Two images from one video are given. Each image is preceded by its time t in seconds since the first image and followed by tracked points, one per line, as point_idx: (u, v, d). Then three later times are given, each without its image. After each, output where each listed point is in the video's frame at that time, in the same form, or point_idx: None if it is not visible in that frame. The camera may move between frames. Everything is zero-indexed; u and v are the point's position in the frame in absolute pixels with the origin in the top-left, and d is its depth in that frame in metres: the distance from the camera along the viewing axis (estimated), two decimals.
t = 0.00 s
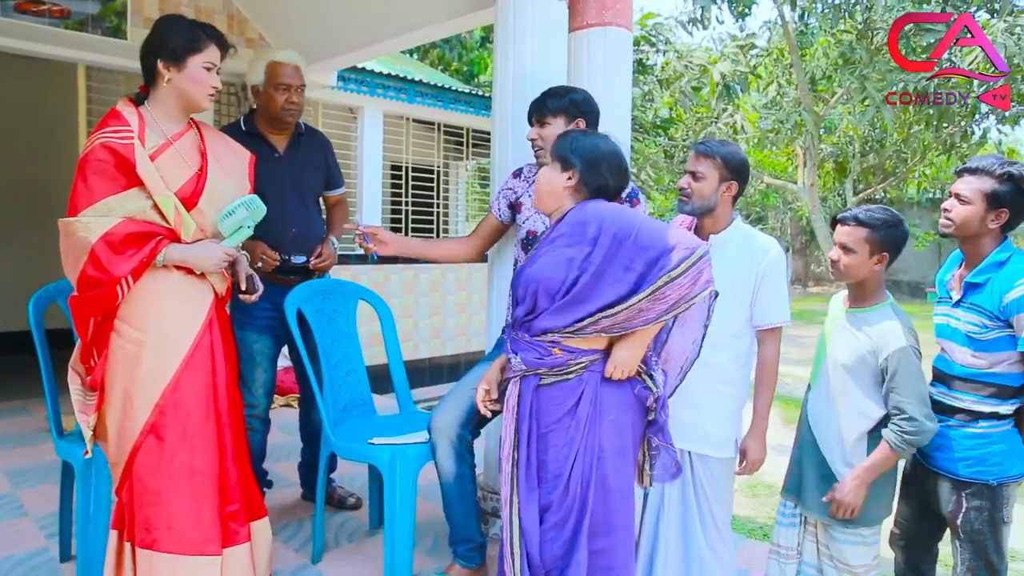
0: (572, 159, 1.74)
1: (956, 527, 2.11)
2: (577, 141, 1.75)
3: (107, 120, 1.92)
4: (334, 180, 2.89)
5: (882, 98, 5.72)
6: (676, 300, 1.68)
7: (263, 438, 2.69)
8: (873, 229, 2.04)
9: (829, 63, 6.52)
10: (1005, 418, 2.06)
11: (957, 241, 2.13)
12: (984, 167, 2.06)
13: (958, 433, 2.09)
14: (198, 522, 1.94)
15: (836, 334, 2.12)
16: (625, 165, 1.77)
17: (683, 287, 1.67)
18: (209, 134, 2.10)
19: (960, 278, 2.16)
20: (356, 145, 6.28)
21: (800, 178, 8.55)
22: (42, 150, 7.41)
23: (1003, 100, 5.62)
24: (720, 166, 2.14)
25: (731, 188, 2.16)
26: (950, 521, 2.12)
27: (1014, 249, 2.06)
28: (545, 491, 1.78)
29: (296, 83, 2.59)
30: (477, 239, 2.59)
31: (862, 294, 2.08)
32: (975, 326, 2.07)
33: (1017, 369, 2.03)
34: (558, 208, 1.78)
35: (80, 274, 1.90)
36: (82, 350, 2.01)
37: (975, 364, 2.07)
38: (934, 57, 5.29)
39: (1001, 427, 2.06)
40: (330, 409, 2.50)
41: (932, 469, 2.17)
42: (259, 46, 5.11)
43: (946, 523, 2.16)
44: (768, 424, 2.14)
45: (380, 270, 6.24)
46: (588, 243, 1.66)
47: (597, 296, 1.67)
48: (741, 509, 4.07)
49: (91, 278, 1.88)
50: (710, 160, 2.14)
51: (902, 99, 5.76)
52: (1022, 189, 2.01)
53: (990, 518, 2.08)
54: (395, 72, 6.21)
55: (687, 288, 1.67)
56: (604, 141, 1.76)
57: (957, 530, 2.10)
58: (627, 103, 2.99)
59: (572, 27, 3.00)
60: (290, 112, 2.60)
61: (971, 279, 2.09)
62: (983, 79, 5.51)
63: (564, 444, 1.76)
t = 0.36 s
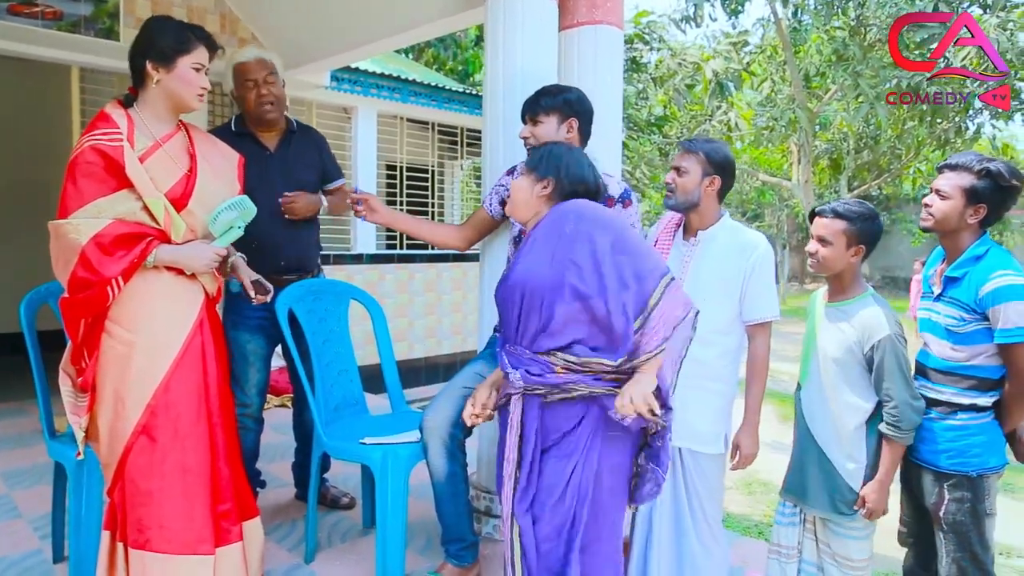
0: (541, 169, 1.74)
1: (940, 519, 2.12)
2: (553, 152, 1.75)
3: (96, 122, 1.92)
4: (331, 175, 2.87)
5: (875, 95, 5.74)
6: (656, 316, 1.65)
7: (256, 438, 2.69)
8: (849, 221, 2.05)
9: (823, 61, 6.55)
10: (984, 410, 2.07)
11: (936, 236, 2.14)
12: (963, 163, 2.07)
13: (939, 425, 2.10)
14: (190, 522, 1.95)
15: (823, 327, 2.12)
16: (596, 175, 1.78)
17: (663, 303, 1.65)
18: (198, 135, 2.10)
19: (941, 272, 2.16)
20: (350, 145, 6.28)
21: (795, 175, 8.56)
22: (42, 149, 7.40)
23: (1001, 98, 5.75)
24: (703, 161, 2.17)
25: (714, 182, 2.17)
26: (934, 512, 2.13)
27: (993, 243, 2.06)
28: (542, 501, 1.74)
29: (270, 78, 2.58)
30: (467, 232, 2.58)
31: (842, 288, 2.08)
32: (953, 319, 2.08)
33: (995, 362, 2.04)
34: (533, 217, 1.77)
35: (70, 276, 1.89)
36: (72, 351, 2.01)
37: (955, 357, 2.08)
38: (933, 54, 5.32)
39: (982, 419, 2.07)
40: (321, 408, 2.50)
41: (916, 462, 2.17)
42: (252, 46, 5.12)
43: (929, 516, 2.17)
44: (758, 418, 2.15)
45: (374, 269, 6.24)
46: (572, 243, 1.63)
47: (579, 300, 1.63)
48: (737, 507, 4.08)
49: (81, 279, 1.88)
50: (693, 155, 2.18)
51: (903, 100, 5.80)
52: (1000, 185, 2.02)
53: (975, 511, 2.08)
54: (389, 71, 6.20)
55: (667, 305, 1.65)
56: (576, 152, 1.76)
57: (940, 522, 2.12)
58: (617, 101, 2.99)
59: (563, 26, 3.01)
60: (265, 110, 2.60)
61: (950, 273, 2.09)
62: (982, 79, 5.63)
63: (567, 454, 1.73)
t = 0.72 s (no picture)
0: (555, 155, 1.68)
1: (933, 518, 2.12)
2: (566, 134, 1.68)
3: (97, 121, 1.92)
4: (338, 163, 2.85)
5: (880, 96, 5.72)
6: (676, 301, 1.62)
7: (256, 437, 2.70)
8: (852, 223, 2.04)
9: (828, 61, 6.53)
10: (976, 410, 2.05)
11: (925, 237, 2.15)
12: (947, 165, 2.07)
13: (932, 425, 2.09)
14: (189, 519, 1.96)
15: (821, 326, 2.11)
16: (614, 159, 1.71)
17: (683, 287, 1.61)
18: (197, 134, 2.11)
19: (931, 273, 2.17)
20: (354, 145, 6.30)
21: (800, 175, 8.54)
22: (38, 149, 7.43)
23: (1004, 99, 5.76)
24: (694, 158, 2.16)
25: (704, 180, 2.16)
26: (927, 511, 2.13)
27: (980, 243, 2.05)
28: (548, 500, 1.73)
29: (272, 81, 2.58)
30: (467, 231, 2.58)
31: (839, 288, 2.08)
32: (942, 319, 2.08)
33: (983, 361, 2.04)
34: (546, 204, 1.71)
35: (72, 274, 1.91)
36: (72, 349, 2.02)
37: (946, 357, 2.09)
38: (933, 54, 5.31)
39: (973, 418, 2.05)
40: (320, 406, 2.51)
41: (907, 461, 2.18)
42: (255, 46, 5.13)
43: (925, 516, 2.17)
44: (751, 415, 2.14)
45: (377, 268, 6.25)
46: (582, 235, 1.59)
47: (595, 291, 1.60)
48: (738, 507, 4.06)
49: (82, 277, 1.89)
50: (686, 154, 2.17)
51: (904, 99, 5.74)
52: (983, 185, 2.01)
53: (972, 513, 2.08)
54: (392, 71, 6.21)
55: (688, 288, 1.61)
56: (590, 134, 1.69)
57: (934, 521, 2.11)
58: (619, 102, 2.98)
59: (564, 26, 3.00)
60: (271, 111, 2.61)
61: (939, 273, 2.10)
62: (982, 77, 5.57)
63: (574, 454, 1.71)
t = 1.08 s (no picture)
0: (548, 158, 1.67)
1: (930, 519, 2.11)
2: (551, 133, 1.67)
3: (96, 122, 1.92)
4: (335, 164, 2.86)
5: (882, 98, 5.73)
6: (619, 352, 1.56)
7: (256, 438, 2.69)
8: (855, 225, 2.03)
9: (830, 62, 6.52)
10: (971, 408, 2.05)
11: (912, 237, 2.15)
12: (926, 165, 2.10)
13: (927, 425, 2.09)
14: (190, 519, 1.96)
15: (818, 323, 2.11)
16: (606, 144, 1.69)
17: (631, 337, 1.55)
18: (194, 136, 2.11)
19: (920, 274, 2.16)
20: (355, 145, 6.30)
21: (802, 175, 8.54)
22: (36, 148, 7.43)
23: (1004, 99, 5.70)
24: (688, 158, 2.18)
25: (697, 180, 2.16)
26: (923, 510, 2.13)
27: (970, 242, 2.06)
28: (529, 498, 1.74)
29: (280, 85, 2.59)
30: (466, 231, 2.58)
31: (840, 289, 2.07)
32: (934, 318, 2.07)
33: (977, 359, 2.03)
34: (553, 206, 1.71)
35: (72, 275, 1.90)
36: (71, 350, 2.01)
37: (939, 356, 2.07)
38: (933, 54, 5.29)
39: (969, 417, 2.06)
40: (319, 407, 2.51)
41: (906, 459, 2.17)
42: (257, 46, 5.13)
43: (921, 516, 2.16)
44: (745, 416, 2.11)
45: (379, 269, 6.25)
46: (570, 253, 1.59)
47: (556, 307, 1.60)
48: (739, 509, 4.05)
49: (83, 278, 1.89)
50: (680, 155, 2.18)
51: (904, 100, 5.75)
52: (951, 185, 2.02)
53: (971, 514, 2.07)
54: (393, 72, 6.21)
55: (629, 343, 1.55)
56: (577, 124, 1.67)
57: (930, 521, 2.11)
58: (618, 103, 2.98)
59: (563, 26, 3.00)
60: (279, 114, 2.62)
61: (929, 273, 2.09)
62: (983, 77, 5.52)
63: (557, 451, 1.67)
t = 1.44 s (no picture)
0: (555, 166, 1.68)
1: (932, 530, 2.10)
2: (560, 140, 1.67)
3: (98, 130, 1.93)
4: (335, 180, 2.93)
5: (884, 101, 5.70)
6: (638, 359, 1.55)
7: (258, 446, 2.69)
8: (853, 234, 2.02)
9: (833, 70, 6.53)
10: (969, 419, 2.04)
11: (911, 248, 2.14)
12: (922, 175, 2.08)
13: (928, 436, 2.07)
14: (192, 527, 1.95)
15: (822, 333, 2.10)
16: (614, 151, 1.68)
17: (648, 344, 1.54)
18: (195, 144, 2.13)
19: (917, 282, 2.16)
20: (359, 152, 6.32)
21: (805, 184, 8.53)
22: (36, 148, 7.44)
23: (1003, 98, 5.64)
24: (688, 170, 2.16)
25: (699, 192, 2.15)
26: (924, 522, 2.11)
27: (966, 251, 2.05)
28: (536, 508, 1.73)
29: (287, 94, 2.60)
30: (469, 239, 2.59)
31: (841, 299, 2.06)
32: (930, 326, 2.07)
33: (973, 368, 2.02)
34: (562, 215, 1.72)
35: (73, 282, 1.90)
36: (73, 358, 2.01)
37: (935, 364, 2.07)
38: (933, 52, 5.29)
39: (968, 428, 2.04)
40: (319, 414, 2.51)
41: (905, 471, 2.15)
42: (261, 54, 5.15)
43: (923, 527, 2.15)
44: (748, 425, 2.13)
45: (381, 276, 6.25)
46: (576, 263, 1.62)
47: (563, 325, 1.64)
48: (742, 519, 4.02)
49: (85, 285, 1.88)
50: (681, 167, 2.17)
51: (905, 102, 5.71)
52: (947, 194, 2.02)
53: (972, 525, 2.06)
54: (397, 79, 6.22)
55: (646, 349, 1.53)
56: (583, 132, 1.67)
57: (931, 532, 2.10)
58: (621, 112, 2.98)
59: (566, 35, 3.01)
60: (284, 123, 2.63)
61: (925, 282, 2.09)
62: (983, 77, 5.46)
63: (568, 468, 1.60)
